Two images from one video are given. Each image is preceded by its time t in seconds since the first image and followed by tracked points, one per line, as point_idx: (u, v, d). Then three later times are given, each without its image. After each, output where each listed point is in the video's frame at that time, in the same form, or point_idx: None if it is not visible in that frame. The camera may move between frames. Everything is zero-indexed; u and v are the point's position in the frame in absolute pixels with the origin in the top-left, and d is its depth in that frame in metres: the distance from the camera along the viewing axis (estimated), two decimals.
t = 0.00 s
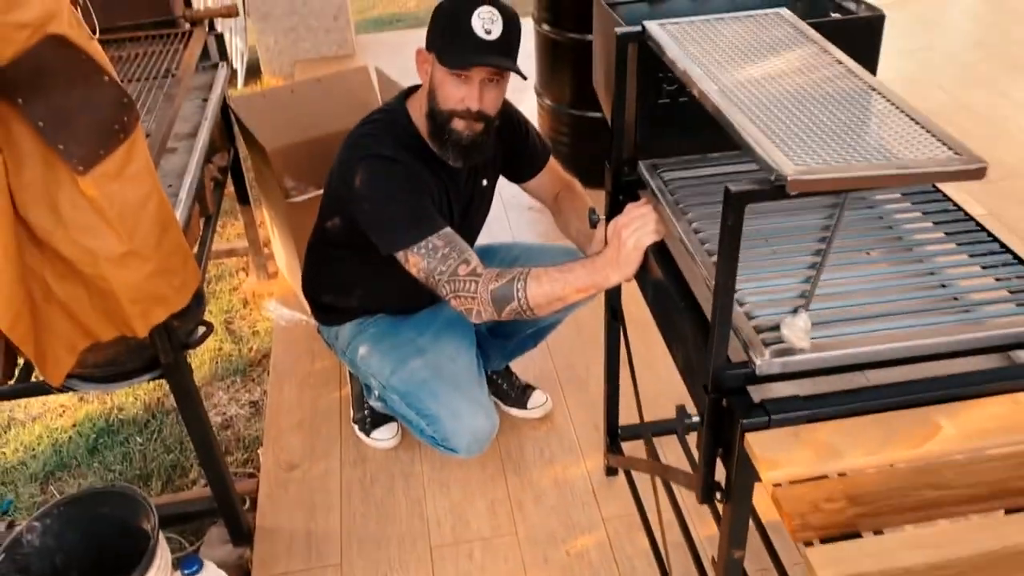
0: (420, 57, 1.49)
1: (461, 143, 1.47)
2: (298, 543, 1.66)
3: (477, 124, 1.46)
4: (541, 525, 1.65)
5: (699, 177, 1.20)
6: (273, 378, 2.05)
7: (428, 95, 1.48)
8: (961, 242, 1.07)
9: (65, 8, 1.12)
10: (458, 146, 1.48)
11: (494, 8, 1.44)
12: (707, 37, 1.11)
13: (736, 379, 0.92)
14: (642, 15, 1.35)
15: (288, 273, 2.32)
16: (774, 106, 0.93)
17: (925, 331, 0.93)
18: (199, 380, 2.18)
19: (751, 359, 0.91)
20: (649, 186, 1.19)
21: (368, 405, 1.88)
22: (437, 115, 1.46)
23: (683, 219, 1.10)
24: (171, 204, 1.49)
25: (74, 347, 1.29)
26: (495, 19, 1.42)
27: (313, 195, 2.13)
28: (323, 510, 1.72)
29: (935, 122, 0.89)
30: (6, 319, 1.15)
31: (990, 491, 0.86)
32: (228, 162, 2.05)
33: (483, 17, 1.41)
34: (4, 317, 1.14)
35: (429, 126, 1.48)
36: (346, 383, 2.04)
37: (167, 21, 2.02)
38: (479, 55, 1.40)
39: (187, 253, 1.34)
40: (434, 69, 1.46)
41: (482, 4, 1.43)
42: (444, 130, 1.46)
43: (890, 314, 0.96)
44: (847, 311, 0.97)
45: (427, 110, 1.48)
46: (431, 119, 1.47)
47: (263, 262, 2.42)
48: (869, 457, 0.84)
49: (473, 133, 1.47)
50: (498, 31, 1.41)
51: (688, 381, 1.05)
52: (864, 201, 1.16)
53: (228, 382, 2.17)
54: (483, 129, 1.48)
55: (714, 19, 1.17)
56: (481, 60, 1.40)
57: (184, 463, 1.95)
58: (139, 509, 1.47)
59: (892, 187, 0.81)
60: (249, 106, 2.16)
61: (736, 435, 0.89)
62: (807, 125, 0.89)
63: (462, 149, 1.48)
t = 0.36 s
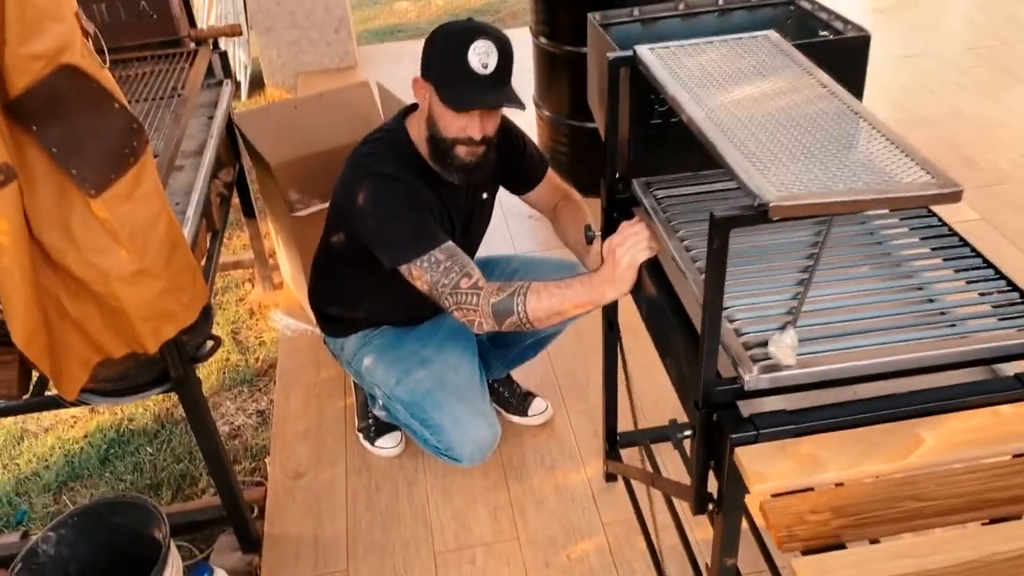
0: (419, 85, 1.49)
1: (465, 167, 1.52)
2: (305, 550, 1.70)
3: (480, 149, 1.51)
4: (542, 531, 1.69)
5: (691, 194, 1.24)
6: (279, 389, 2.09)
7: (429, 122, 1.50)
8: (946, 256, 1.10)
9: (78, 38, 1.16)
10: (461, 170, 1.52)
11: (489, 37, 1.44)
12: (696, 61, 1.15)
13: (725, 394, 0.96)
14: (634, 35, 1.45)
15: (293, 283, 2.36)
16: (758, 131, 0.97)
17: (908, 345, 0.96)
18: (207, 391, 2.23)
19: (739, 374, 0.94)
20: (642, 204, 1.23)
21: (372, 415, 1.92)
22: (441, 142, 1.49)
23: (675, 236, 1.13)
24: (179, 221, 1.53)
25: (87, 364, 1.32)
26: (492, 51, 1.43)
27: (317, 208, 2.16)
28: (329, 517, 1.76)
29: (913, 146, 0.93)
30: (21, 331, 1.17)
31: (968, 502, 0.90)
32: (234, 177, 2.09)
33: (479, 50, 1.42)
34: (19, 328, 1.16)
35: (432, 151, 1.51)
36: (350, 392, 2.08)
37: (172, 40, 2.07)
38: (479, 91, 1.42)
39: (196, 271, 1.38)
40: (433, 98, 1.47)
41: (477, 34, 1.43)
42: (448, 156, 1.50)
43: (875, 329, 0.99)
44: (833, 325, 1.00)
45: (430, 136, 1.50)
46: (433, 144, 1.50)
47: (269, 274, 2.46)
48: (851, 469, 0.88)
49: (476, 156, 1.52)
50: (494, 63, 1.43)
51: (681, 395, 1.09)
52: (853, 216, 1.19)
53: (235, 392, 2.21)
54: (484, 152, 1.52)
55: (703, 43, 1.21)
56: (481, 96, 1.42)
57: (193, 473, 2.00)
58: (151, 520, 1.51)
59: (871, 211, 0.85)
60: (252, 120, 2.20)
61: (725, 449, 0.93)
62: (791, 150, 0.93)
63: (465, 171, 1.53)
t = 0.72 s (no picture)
0: (409, 112, 1.51)
1: (462, 183, 1.58)
2: (312, 559, 1.73)
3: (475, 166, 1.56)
4: (544, 538, 1.72)
5: (686, 206, 1.27)
6: (286, 399, 2.13)
7: (422, 145, 1.53)
8: (934, 266, 1.13)
9: (92, 61, 1.19)
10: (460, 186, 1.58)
11: (473, 64, 1.46)
12: (690, 78, 1.18)
13: (718, 402, 0.98)
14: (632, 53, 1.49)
15: (299, 295, 2.40)
16: (747, 147, 1.00)
17: (895, 353, 0.98)
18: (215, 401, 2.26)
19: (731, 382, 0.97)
20: (638, 216, 1.26)
21: (377, 424, 1.95)
22: (436, 164, 1.54)
23: (669, 248, 1.17)
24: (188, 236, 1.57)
25: (97, 376, 1.35)
26: (478, 80, 1.45)
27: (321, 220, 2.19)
28: (335, 526, 1.79)
29: (898, 161, 0.96)
30: (18, 346, 1.20)
31: (953, 504, 0.92)
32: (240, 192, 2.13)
33: (467, 81, 1.44)
34: (18, 343, 1.20)
35: (427, 170, 1.56)
36: (356, 402, 2.11)
37: (181, 58, 2.11)
38: (471, 122, 1.46)
39: (205, 286, 1.41)
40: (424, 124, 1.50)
41: (462, 63, 1.45)
42: (445, 175, 1.55)
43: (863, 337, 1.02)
44: (823, 333, 1.03)
45: (425, 158, 1.54)
46: (430, 165, 1.54)
47: (275, 286, 2.50)
48: (839, 474, 0.91)
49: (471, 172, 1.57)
50: (482, 92, 1.45)
51: (676, 401, 1.12)
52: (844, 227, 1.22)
53: (242, 403, 2.25)
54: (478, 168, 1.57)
55: (697, 60, 1.24)
56: (472, 127, 1.46)
57: (201, 482, 2.03)
58: (162, 529, 1.55)
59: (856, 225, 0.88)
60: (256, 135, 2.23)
61: (719, 455, 0.96)
62: (778, 166, 0.96)
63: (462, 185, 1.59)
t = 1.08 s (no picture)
0: (419, 126, 1.54)
1: (476, 191, 1.60)
2: (324, 565, 1.75)
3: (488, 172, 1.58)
4: (554, 545, 1.74)
5: (694, 219, 1.29)
6: (298, 407, 2.15)
7: (434, 157, 1.55)
8: (940, 279, 1.14)
9: (114, 79, 1.21)
10: (473, 194, 1.61)
11: (479, 71, 1.50)
12: (698, 94, 1.20)
13: (727, 413, 1.01)
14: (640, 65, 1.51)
15: (311, 303, 2.43)
16: (755, 163, 1.03)
17: (901, 365, 1.00)
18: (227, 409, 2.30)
19: (739, 395, 0.99)
20: (648, 229, 1.28)
21: (388, 432, 1.97)
22: (453, 174, 1.55)
23: (678, 261, 1.19)
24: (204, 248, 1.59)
25: (115, 386, 1.37)
26: (487, 84, 1.49)
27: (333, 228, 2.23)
28: (348, 532, 1.81)
29: (903, 176, 0.98)
30: (43, 357, 1.23)
31: (958, 514, 0.94)
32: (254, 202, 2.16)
33: (477, 86, 1.47)
34: (42, 353, 1.23)
35: (441, 181, 1.58)
36: (367, 409, 2.13)
37: (196, 70, 2.15)
38: (486, 125, 1.48)
39: (221, 296, 1.42)
40: (437, 136, 1.53)
41: (470, 70, 1.48)
42: (461, 184, 1.58)
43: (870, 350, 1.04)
44: (830, 346, 1.04)
45: (439, 170, 1.56)
46: (444, 176, 1.57)
47: (287, 293, 2.52)
48: (845, 485, 0.94)
49: (484, 179, 1.60)
50: (492, 95, 1.49)
51: (684, 412, 1.14)
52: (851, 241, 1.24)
53: (255, 410, 2.28)
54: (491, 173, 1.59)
55: (705, 77, 1.26)
56: (487, 129, 1.48)
57: (215, 489, 2.06)
58: (177, 535, 1.57)
59: (862, 240, 0.90)
60: (269, 146, 2.27)
61: (728, 466, 0.98)
62: (785, 182, 0.98)
63: (475, 194, 1.61)
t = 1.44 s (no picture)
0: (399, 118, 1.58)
1: (455, 185, 1.58)
2: (334, 563, 1.75)
3: (467, 164, 1.57)
4: (564, 544, 1.74)
5: (706, 218, 1.29)
6: (308, 405, 2.15)
7: (415, 150, 1.58)
8: (954, 278, 1.14)
9: (127, 76, 1.22)
10: (455, 188, 1.59)
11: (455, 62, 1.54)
12: (710, 91, 1.20)
13: (740, 412, 1.00)
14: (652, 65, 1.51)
15: (320, 301, 2.43)
16: (768, 161, 1.02)
17: (915, 363, 1.00)
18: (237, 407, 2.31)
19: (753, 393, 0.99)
20: (659, 227, 1.28)
21: (398, 429, 1.97)
22: (429, 166, 1.57)
23: (691, 259, 1.19)
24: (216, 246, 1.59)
25: (126, 384, 1.38)
26: (458, 72, 1.52)
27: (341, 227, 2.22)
28: (357, 530, 1.81)
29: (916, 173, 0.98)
30: (74, 359, 1.23)
31: (972, 514, 0.94)
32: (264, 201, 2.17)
33: (440, 69, 1.51)
34: (72, 356, 1.23)
35: (422, 175, 1.60)
36: (376, 407, 2.13)
37: (206, 68, 2.16)
38: (449, 105, 1.51)
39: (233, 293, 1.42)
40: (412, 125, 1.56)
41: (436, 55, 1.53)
42: (439, 177, 1.57)
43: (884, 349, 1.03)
44: (843, 345, 1.04)
45: (420, 163, 1.58)
46: (423, 169, 1.58)
47: (296, 292, 2.53)
48: (860, 483, 0.93)
49: (466, 173, 1.58)
50: (458, 78, 1.51)
51: (697, 411, 1.14)
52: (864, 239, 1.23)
53: (264, 408, 2.29)
54: (473, 167, 1.58)
55: (718, 74, 1.26)
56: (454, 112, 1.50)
57: (225, 487, 2.06)
58: (188, 533, 1.58)
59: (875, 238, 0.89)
60: (277, 146, 2.27)
61: (741, 464, 0.98)
62: (798, 180, 0.98)
63: (459, 189, 1.60)
